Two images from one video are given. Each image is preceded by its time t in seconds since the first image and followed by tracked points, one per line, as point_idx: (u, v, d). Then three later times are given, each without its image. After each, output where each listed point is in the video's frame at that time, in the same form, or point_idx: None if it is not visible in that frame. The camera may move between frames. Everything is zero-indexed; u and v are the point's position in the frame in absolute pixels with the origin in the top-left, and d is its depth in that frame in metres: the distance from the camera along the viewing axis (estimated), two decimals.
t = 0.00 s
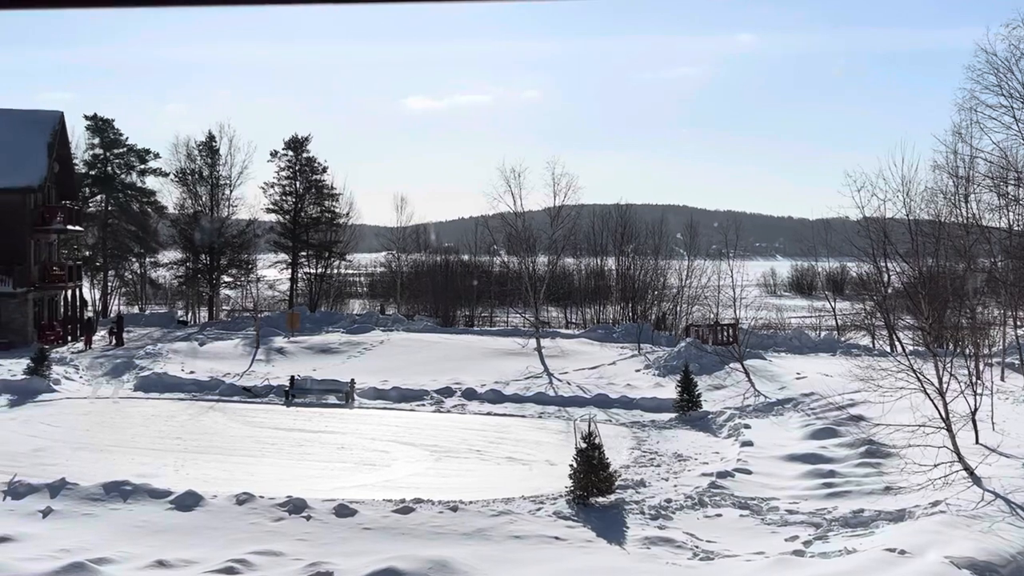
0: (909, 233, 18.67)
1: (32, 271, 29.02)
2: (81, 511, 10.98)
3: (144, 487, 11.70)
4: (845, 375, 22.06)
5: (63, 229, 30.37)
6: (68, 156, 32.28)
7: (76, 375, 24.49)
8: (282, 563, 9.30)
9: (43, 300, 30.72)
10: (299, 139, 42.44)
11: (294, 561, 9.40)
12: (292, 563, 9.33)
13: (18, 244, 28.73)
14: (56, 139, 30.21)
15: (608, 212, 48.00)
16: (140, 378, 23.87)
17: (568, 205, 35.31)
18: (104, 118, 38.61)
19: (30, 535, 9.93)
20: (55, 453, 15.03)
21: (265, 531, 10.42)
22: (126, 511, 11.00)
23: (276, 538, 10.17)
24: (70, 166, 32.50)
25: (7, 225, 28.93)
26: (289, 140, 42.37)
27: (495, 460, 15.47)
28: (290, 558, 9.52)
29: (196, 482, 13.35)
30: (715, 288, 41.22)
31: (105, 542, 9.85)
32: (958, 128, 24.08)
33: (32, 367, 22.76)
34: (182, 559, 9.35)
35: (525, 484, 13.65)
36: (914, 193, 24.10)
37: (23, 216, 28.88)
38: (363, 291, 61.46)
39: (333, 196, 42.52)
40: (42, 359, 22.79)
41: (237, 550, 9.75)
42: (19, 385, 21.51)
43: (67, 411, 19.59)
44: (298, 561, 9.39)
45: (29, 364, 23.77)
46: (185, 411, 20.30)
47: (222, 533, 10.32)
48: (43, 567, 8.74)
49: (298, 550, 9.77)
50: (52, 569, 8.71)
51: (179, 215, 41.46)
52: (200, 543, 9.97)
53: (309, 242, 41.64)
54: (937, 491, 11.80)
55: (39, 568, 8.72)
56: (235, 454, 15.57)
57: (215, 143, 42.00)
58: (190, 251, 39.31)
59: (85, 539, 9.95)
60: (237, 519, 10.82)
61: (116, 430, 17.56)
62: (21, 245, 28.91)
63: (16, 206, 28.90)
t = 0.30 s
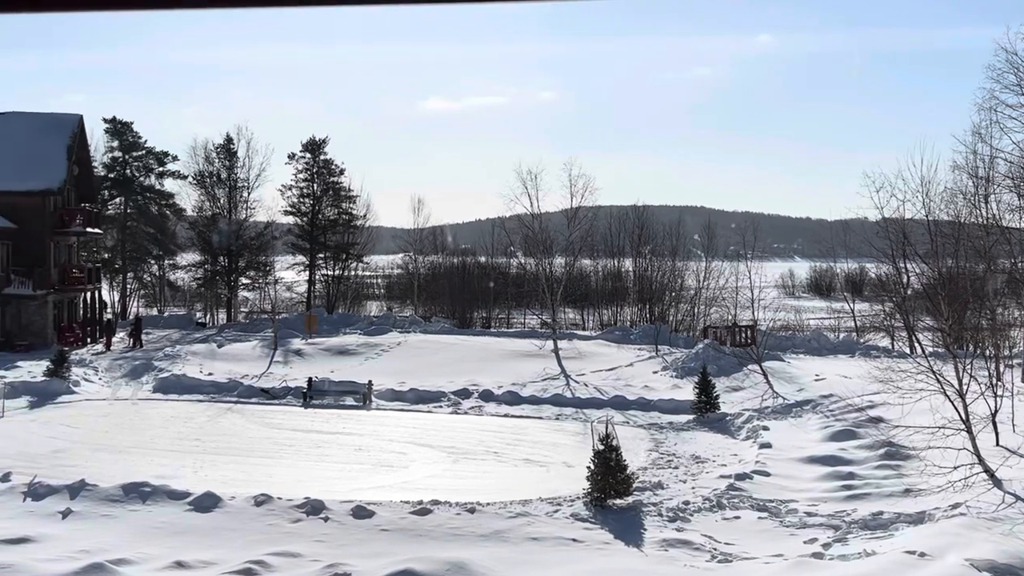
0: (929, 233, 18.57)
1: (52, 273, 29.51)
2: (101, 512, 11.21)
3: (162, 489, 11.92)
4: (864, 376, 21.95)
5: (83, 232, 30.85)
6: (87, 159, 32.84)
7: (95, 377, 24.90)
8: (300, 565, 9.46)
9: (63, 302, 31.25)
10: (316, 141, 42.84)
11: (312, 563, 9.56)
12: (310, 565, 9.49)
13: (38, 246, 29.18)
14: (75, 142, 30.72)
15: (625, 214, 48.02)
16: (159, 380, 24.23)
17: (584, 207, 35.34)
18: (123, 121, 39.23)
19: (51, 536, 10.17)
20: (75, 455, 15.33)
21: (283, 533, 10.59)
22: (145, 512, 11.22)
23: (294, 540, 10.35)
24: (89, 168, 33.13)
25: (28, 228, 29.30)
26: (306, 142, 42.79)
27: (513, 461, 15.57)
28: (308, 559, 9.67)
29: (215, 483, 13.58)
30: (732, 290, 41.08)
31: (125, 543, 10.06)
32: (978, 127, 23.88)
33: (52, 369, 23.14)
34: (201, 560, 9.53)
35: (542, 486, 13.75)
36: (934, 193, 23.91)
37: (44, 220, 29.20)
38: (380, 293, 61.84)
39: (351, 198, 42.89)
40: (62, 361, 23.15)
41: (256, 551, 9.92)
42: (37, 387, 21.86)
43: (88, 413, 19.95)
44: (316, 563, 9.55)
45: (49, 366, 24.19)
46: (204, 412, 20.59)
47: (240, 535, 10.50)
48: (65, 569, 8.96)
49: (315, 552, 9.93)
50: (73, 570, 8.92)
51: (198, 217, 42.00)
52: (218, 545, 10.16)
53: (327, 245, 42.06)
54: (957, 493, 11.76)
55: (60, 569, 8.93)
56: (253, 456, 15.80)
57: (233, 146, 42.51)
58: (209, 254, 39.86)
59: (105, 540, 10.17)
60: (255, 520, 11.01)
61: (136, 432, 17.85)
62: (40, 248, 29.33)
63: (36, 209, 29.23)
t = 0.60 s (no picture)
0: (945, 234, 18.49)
1: (67, 276, 29.90)
2: (117, 513, 11.40)
3: (177, 490, 12.10)
4: (879, 377, 21.85)
5: (97, 234, 31.27)
6: (102, 162, 33.28)
7: (111, 379, 25.22)
8: (315, 566, 9.58)
9: (78, 304, 31.70)
10: (330, 143, 43.17)
11: (326, 564, 9.68)
12: (325, 566, 9.61)
13: (54, 248, 29.55)
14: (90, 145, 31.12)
15: (638, 215, 48.02)
16: (174, 381, 24.50)
17: (597, 208, 35.36)
18: (138, 123, 39.69)
19: (67, 537, 10.36)
20: (92, 456, 15.58)
21: (297, 534, 10.72)
22: (160, 514, 11.39)
23: (309, 541, 10.48)
24: (104, 171, 33.64)
25: (43, 232, 29.59)
26: (320, 144, 43.12)
27: (526, 463, 15.66)
28: (323, 560, 9.80)
29: (230, 484, 13.76)
30: (746, 291, 40.97)
31: (140, 544, 10.23)
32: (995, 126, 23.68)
33: (67, 370, 23.44)
34: (217, 562, 9.67)
35: (555, 487, 13.82)
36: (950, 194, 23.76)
37: (60, 220, 29.56)
38: (394, 294, 62.14)
39: (364, 200, 43.17)
40: (77, 362, 23.44)
41: (271, 553, 10.06)
42: (54, 388, 22.19)
43: (104, 414, 20.21)
44: (331, 564, 9.67)
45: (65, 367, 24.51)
46: (218, 414, 20.81)
47: (255, 536, 10.65)
48: (82, 569, 9.13)
49: (330, 553, 10.06)
50: (89, 570, 9.09)
51: (212, 220, 42.39)
52: (232, 546, 10.31)
53: (341, 247, 42.38)
54: (973, 495, 11.71)
55: (76, 570, 9.10)
56: (267, 457, 15.97)
57: (247, 148, 42.86)
58: (224, 255, 40.07)
59: (121, 541, 10.34)
60: (270, 522, 11.15)
61: (151, 433, 18.08)
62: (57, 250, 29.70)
63: (52, 210, 29.53)
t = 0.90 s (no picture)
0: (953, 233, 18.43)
1: (76, 277, 30.11)
2: (126, 513, 11.52)
3: (186, 491, 12.21)
4: (888, 378, 21.80)
5: (106, 236, 31.47)
6: (110, 163, 33.54)
7: (120, 379, 25.40)
8: (323, 566, 9.66)
9: (87, 305, 32.00)
10: (338, 144, 43.34)
11: (334, 564, 9.76)
12: (333, 566, 9.69)
13: (62, 249, 29.76)
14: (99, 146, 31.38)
15: (646, 215, 47.98)
16: (183, 382, 24.67)
17: (605, 208, 35.38)
18: (146, 125, 39.97)
19: (77, 537, 10.49)
20: (101, 457, 15.73)
21: (306, 534, 10.81)
22: (169, 514, 11.51)
23: (318, 541, 10.56)
24: (112, 172, 33.88)
25: (53, 233, 29.84)
26: (328, 145, 43.30)
27: (534, 463, 15.71)
28: (331, 560, 9.88)
29: (239, 484, 13.88)
30: (755, 290, 40.91)
31: (149, 544, 10.34)
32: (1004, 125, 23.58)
33: (77, 371, 23.63)
34: (225, 562, 9.77)
35: (562, 488, 13.87)
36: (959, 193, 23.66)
37: (69, 222, 29.77)
38: (402, 295, 62.30)
39: (372, 201, 43.30)
40: (86, 363, 23.63)
41: (280, 553, 10.16)
42: (63, 389, 22.39)
43: (113, 415, 20.38)
44: (339, 564, 9.76)
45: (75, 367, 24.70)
46: (227, 414, 20.94)
47: (263, 536, 10.74)
48: (92, 569, 9.25)
49: (338, 553, 10.14)
50: (98, 570, 9.19)
51: (220, 221, 42.64)
52: (241, 546, 10.41)
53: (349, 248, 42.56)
54: (982, 495, 11.70)
55: (85, 570, 9.22)
56: (276, 458, 16.08)
57: (255, 149, 43.06)
58: (232, 257, 40.35)
59: (130, 541, 10.45)
60: (278, 522, 11.25)
61: (160, 434, 18.24)
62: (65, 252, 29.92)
63: (61, 212, 29.77)
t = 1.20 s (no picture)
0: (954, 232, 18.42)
1: (77, 277, 30.12)
2: (128, 513, 11.53)
3: (187, 490, 12.22)
4: (889, 376, 21.81)
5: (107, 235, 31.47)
6: (112, 163, 33.58)
7: (121, 379, 25.41)
8: (325, 566, 9.67)
9: (88, 304, 32.07)
10: (338, 144, 43.36)
11: (336, 563, 9.76)
12: (334, 565, 9.70)
13: (63, 249, 29.81)
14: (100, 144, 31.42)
15: (646, 214, 47.96)
16: (184, 381, 24.67)
17: (605, 207, 35.38)
18: (147, 124, 39.97)
19: (78, 537, 10.50)
20: (103, 456, 15.74)
21: (307, 534, 10.82)
22: (170, 514, 11.52)
23: (319, 541, 10.57)
24: (113, 172, 33.91)
25: (54, 233, 29.89)
26: (329, 145, 43.31)
27: (535, 462, 15.72)
28: (333, 560, 9.89)
29: (240, 484, 13.89)
30: (755, 289, 40.88)
31: (151, 544, 10.35)
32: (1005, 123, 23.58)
33: (78, 371, 23.64)
34: (227, 561, 9.78)
35: (563, 487, 13.88)
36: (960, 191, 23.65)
37: (70, 221, 29.79)
38: (403, 294, 62.32)
39: (373, 200, 43.32)
40: (87, 363, 23.64)
41: (281, 552, 10.16)
42: (64, 388, 22.41)
43: (114, 414, 20.39)
44: (340, 563, 9.77)
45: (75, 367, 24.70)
46: (228, 414, 20.95)
47: (265, 536, 10.75)
48: (94, 569, 9.26)
49: (339, 553, 10.14)
50: (99, 570, 9.20)
51: (221, 220, 42.66)
52: (242, 545, 10.41)
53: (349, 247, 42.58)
54: (983, 493, 11.70)
55: (87, 569, 9.22)
56: (277, 457, 16.09)
57: (255, 149, 43.07)
58: (233, 256, 40.37)
59: (131, 541, 10.46)
60: (280, 521, 11.25)
61: (161, 433, 18.25)
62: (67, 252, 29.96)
63: (62, 212, 29.79)
